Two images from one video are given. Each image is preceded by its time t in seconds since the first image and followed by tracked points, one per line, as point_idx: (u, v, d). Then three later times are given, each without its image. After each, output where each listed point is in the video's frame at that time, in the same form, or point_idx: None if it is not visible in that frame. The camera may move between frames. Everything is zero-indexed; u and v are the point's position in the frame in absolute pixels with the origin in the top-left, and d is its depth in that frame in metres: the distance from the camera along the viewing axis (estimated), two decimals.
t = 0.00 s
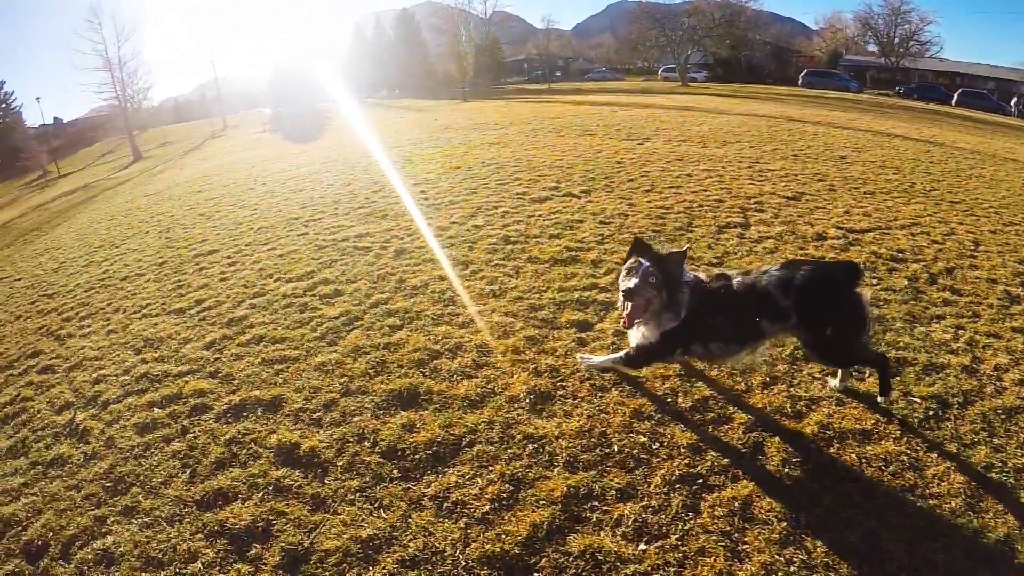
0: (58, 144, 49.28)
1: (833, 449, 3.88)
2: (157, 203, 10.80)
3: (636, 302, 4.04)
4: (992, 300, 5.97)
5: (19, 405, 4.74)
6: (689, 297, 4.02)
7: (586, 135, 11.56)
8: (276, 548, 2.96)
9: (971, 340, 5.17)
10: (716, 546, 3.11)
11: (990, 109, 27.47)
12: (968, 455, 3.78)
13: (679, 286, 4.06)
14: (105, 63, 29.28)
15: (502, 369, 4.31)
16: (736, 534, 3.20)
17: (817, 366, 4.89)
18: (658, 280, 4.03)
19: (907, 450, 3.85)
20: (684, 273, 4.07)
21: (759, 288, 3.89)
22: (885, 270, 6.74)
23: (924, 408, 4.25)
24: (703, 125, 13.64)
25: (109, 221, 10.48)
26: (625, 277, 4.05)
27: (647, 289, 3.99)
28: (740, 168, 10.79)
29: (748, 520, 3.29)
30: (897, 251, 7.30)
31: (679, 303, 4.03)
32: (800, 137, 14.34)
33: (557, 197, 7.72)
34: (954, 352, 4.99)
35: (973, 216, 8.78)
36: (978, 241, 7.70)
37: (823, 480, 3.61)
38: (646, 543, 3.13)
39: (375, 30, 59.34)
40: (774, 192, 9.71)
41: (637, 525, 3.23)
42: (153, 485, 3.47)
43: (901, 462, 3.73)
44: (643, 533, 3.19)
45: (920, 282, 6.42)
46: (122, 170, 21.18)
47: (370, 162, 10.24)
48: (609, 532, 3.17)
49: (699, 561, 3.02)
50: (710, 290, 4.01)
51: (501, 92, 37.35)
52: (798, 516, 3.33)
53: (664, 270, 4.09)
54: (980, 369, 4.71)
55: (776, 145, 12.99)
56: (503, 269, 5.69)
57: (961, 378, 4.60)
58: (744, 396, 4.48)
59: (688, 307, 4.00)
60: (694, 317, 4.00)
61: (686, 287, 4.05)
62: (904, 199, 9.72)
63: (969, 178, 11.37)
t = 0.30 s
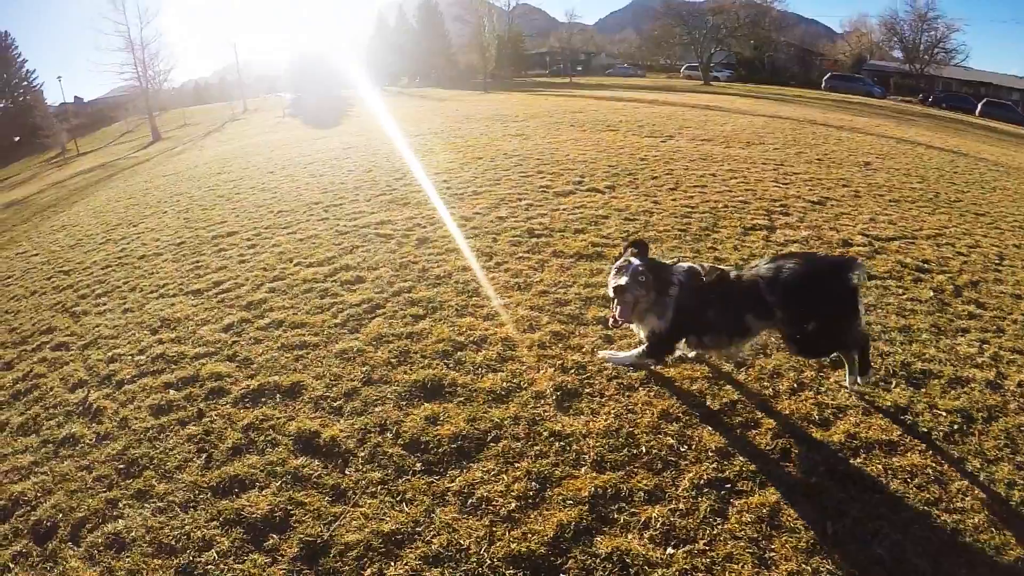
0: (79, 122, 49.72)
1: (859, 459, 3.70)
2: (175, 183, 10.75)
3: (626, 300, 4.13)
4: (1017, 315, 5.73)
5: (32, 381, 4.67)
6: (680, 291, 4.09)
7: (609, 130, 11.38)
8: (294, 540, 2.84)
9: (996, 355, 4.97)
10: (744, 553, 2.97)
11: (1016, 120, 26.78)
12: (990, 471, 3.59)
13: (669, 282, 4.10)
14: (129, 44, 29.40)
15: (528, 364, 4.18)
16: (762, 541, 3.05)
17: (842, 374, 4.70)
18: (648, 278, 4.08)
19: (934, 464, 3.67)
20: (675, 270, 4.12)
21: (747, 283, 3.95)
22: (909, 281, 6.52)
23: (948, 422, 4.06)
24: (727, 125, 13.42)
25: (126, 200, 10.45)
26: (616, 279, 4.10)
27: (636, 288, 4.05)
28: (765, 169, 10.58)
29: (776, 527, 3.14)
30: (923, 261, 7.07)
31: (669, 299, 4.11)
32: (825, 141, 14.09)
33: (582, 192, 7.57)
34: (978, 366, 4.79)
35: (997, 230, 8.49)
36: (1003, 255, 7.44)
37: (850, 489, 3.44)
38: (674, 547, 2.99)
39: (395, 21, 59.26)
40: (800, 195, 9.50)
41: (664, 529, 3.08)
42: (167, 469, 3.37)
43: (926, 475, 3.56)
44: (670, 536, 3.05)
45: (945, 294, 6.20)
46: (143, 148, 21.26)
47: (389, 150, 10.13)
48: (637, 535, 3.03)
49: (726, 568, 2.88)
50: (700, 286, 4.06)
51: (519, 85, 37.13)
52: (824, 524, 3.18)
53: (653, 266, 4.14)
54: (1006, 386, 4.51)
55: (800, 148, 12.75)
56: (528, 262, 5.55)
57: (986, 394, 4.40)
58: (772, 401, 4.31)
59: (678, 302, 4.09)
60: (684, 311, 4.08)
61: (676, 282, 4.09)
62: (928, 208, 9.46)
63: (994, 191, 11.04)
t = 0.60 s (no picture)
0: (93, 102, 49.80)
1: (884, 464, 3.56)
2: (189, 164, 10.66)
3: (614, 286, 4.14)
4: None
5: (43, 362, 4.59)
6: (671, 276, 4.04)
7: (628, 123, 11.20)
8: (314, 534, 2.74)
9: (1018, 364, 4.81)
10: (771, 556, 2.85)
11: None
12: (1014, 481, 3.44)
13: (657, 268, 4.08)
14: (145, 24, 29.31)
15: (552, 358, 4.08)
16: (789, 544, 2.93)
17: (865, 378, 4.55)
18: (634, 263, 4.10)
19: (956, 471, 3.53)
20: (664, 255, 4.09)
21: (741, 272, 3.88)
22: (930, 286, 6.35)
23: (970, 430, 3.91)
24: (747, 122, 13.22)
25: (139, 180, 10.37)
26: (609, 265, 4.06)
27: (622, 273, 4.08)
28: (785, 167, 10.39)
29: (802, 531, 3.02)
30: (943, 267, 6.89)
31: (657, 284, 4.11)
32: (845, 141, 13.87)
33: (602, 184, 7.43)
34: (999, 375, 4.63)
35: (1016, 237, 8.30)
36: None
37: (874, 492, 3.33)
38: (702, 548, 2.87)
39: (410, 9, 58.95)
40: (821, 195, 9.33)
41: (692, 529, 2.96)
42: (181, 457, 3.28)
43: (948, 483, 3.43)
44: (698, 538, 2.93)
45: (966, 300, 6.02)
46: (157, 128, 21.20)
47: (404, 137, 10.00)
48: (664, 535, 2.92)
49: (754, 571, 2.77)
50: (691, 273, 4.00)
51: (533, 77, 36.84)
52: (853, 530, 3.05)
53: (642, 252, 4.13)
54: None
55: (820, 147, 12.55)
56: (549, 253, 5.43)
57: (1008, 403, 4.24)
58: (796, 403, 4.17)
59: (668, 289, 4.04)
60: (676, 298, 4.03)
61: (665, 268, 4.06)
62: (947, 214, 9.25)
63: (1014, 198, 10.80)
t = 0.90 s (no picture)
0: (106, 90, 49.89)
1: (913, 471, 3.40)
2: (202, 152, 10.56)
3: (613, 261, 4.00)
4: None
5: (55, 351, 4.50)
6: (674, 255, 3.93)
7: (645, 118, 11.02)
8: (338, 535, 2.63)
9: None
10: (806, 564, 2.72)
11: None
12: None
13: (658, 245, 3.95)
14: (160, 12, 29.26)
15: (580, 355, 3.97)
16: (823, 552, 2.80)
17: (892, 382, 4.36)
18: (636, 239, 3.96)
19: (984, 478, 3.37)
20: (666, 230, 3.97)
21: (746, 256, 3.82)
22: (953, 290, 6.15)
23: (997, 437, 3.74)
24: (765, 119, 13.01)
25: (152, 168, 10.29)
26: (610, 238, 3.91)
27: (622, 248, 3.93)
28: (806, 164, 10.20)
29: (834, 537, 2.88)
30: (967, 271, 6.68)
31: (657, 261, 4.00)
32: (865, 140, 13.63)
33: (622, 179, 7.29)
34: None
35: None
36: None
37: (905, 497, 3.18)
38: (736, 554, 2.74)
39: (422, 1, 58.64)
40: (844, 194, 9.14)
41: (726, 535, 2.83)
42: (198, 453, 3.17)
43: (976, 490, 3.27)
44: (732, 543, 2.80)
45: (989, 305, 5.83)
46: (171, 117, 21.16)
47: (419, 127, 9.85)
48: (699, 541, 2.79)
49: None
50: (694, 252, 3.90)
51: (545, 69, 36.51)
52: (887, 536, 2.91)
53: (645, 226, 3.99)
54: None
55: (839, 146, 12.33)
56: (573, 248, 5.30)
57: None
58: (826, 405, 4.00)
59: (670, 267, 3.93)
60: (677, 277, 3.93)
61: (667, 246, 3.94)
62: (967, 217, 9.03)
63: None
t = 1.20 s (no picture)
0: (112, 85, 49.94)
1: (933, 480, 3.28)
2: (209, 149, 10.49)
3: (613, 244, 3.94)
4: None
5: (61, 350, 4.42)
6: (675, 242, 3.92)
7: (656, 119, 10.93)
8: (358, 546, 2.55)
9: None
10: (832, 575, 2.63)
11: None
12: None
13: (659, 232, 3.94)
14: (169, 7, 29.25)
15: (600, 361, 3.92)
16: (848, 561, 2.71)
17: (911, 390, 4.22)
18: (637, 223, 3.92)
19: (1004, 488, 3.25)
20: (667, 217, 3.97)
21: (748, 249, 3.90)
22: (966, 297, 6.02)
23: (1016, 447, 3.63)
24: (775, 122, 12.92)
25: (159, 164, 10.23)
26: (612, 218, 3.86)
27: (624, 231, 3.89)
28: (818, 169, 10.11)
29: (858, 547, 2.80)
30: (981, 278, 6.55)
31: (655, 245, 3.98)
32: (875, 145, 13.52)
33: (636, 181, 7.21)
34: None
35: None
36: None
37: (926, 506, 3.09)
38: (762, 565, 2.65)
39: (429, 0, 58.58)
40: (857, 200, 9.05)
41: (752, 545, 2.74)
42: (210, 459, 3.08)
43: (998, 499, 3.15)
44: (758, 553, 2.71)
45: (1004, 313, 5.70)
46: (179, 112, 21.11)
47: (428, 126, 9.77)
48: (725, 551, 2.70)
49: None
50: (697, 242, 3.91)
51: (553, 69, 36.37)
52: (913, 545, 2.82)
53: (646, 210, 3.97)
54: None
55: (849, 150, 12.23)
56: (589, 250, 5.22)
57: None
58: (846, 413, 3.89)
59: (672, 254, 3.90)
60: (678, 265, 3.92)
61: (670, 234, 3.93)
62: (979, 224, 8.91)
63: None
